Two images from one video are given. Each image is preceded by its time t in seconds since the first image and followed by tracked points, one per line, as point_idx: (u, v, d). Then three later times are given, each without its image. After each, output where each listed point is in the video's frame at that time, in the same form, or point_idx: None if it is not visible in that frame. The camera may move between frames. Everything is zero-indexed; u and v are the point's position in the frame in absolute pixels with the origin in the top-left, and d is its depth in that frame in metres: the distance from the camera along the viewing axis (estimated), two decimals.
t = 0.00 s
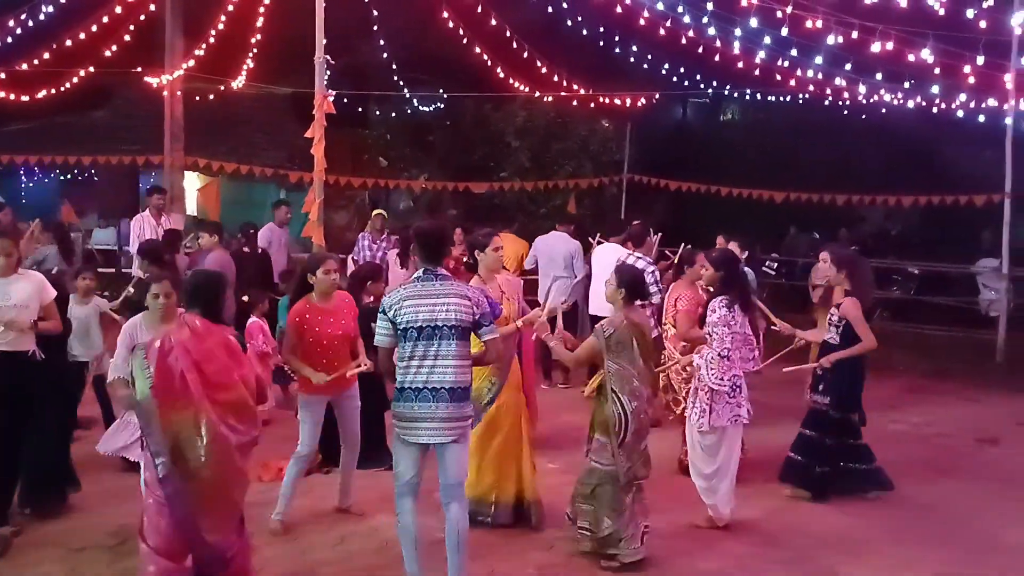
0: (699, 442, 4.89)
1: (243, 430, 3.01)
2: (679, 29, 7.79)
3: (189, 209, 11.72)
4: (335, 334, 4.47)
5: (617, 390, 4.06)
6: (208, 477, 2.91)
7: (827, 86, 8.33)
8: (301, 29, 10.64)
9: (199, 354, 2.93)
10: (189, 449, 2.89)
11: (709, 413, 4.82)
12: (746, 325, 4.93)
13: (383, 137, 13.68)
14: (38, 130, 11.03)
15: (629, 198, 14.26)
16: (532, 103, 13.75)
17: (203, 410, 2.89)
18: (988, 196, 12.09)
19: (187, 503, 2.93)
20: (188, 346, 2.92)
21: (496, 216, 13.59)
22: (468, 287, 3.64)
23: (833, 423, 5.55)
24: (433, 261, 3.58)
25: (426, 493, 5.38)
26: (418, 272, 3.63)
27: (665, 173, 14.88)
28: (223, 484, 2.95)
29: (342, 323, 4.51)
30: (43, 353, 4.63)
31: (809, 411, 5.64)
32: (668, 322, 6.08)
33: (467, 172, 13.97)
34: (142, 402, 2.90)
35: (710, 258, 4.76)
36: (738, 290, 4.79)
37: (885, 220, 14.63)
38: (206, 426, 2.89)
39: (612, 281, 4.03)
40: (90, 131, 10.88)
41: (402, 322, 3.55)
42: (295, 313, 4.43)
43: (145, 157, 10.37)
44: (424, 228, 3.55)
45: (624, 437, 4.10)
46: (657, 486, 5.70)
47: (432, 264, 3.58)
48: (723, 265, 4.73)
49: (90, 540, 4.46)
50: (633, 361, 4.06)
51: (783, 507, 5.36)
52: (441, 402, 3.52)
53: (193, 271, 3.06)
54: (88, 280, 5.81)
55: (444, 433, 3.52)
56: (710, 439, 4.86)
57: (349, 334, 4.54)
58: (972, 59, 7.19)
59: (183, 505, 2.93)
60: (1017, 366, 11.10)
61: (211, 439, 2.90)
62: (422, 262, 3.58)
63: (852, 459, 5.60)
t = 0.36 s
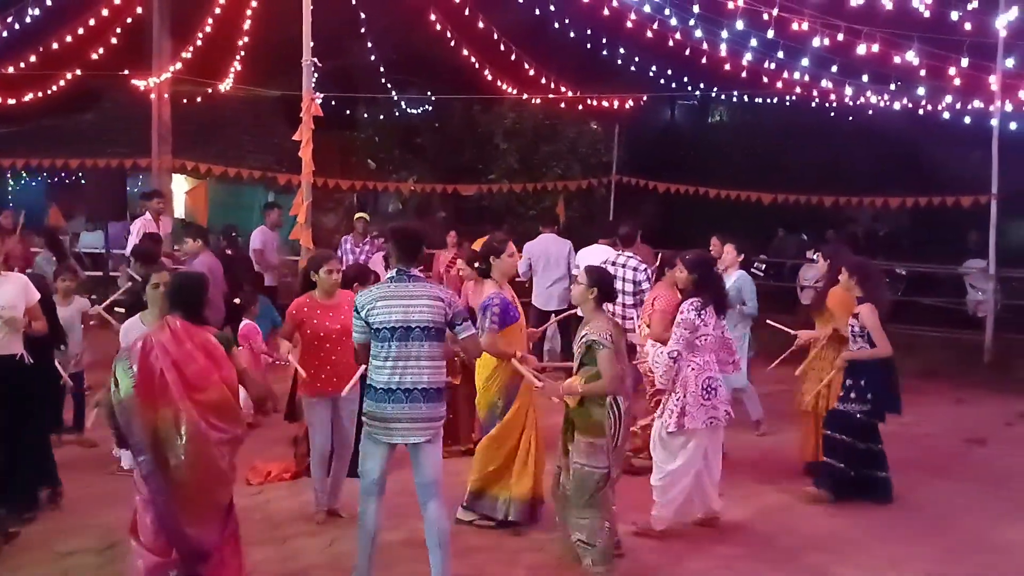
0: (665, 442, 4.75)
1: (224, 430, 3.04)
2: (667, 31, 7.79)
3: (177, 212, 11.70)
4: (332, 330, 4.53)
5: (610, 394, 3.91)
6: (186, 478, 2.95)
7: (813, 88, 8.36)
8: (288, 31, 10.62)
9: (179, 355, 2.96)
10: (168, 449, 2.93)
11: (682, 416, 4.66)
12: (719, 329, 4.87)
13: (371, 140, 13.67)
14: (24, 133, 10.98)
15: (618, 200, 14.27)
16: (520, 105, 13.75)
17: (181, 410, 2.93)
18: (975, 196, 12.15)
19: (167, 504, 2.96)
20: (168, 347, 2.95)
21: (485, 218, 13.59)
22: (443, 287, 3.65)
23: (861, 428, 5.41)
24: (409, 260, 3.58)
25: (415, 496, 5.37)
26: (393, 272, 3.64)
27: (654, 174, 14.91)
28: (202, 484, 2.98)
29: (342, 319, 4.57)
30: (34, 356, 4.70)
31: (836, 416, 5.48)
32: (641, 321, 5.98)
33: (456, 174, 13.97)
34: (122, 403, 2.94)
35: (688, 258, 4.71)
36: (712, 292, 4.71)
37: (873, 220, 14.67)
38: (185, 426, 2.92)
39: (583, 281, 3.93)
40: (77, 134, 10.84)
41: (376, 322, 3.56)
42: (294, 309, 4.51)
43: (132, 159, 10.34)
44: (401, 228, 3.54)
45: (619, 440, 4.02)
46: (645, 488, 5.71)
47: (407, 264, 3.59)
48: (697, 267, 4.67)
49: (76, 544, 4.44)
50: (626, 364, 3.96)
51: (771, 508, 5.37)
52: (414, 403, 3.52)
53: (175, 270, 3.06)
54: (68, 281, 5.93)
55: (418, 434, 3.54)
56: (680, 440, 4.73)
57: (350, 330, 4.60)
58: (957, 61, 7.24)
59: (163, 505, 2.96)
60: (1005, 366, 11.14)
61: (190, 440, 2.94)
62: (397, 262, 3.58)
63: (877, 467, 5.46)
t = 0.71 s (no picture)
0: (632, 454, 4.63)
1: (243, 420, 3.33)
2: (662, 37, 7.79)
3: (174, 215, 11.70)
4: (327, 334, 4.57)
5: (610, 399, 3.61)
6: (211, 463, 3.21)
7: (809, 93, 8.39)
8: (285, 35, 10.64)
9: (207, 347, 3.25)
10: (196, 435, 3.19)
11: (635, 424, 4.57)
12: (681, 338, 4.71)
13: (367, 144, 13.68)
14: (23, 136, 11.00)
15: (614, 204, 14.29)
16: (516, 110, 13.73)
17: (209, 399, 3.20)
18: (969, 202, 12.17)
19: (190, 485, 3.22)
20: (198, 339, 3.24)
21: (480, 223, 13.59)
22: (404, 289, 3.82)
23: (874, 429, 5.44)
24: (374, 262, 3.70)
25: (411, 500, 5.39)
26: (356, 272, 3.72)
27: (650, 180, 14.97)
28: (223, 469, 3.25)
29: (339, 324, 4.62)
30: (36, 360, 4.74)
31: (859, 424, 5.51)
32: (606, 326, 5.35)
33: (451, 178, 13.99)
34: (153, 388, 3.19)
35: (653, 266, 4.47)
36: (676, 302, 4.50)
37: (870, 226, 14.68)
38: (212, 413, 3.20)
39: (563, 286, 3.71)
40: (76, 137, 10.88)
41: (346, 323, 3.63)
42: (290, 310, 4.57)
43: (129, 162, 10.36)
44: (368, 230, 3.65)
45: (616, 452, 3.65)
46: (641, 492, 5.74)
47: (372, 266, 3.71)
48: (663, 276, 4.43)
49: (72, 545, 4.46)
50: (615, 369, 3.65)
51: (765, 512, 5.40)
52: (387, 399, 3.71)
53: (201, 269, 3.34)
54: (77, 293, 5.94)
55: (386, 429, 3.73)
56: (641, 452, 4.62)
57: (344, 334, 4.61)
58: (952, 67, 7.26)
59: (184, 484, 3.22)
60: (1000, 373, 11.15)
61: (216, 426, 3.22)
62: (364, 263, 3.68)
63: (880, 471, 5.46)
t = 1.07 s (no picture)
0: (617, 455, 4.75)
1: (240, 416, 3.47)
2: (659, 38, 7.84)
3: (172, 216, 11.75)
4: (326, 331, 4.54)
5: (580, 402, 3.63)
6: (211, 456, 3.35)
7: (805, 94, 8.43)
8: (283, 37, 10.66)
9: (210, 344, 3.40)
10: (198, 429, 3.31)
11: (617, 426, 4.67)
12: (667, 338, 4.75)
13: (365, 145, 13.72)
14: (22, 137, 11.04)
15: (611, 205, 14.34)
16: (514, 111, 13.76)
17: (211, 394, 3.34)
18: (965, 205, 12.23)
19: (193, 478, 3.34)
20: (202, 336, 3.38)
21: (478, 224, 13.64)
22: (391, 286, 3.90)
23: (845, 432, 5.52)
24: (366, 262, 3.76)
25: (408, 501, 5.43)
26: (349, 275, 3.74)
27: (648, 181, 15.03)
28: (223, 463, 3.39)
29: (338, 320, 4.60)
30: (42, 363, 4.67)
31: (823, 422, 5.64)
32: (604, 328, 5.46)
33: (449, 179, 14.04)
34: (158, 383, 3.31)
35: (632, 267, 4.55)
36: (657, 301, 4.56)
37: (868, 228, 14.71)
38: (214, 406, 3.34)
39: (551, 287, 3.75)
40: (75, 138, 10.91)
41: (352, 325, 3.67)
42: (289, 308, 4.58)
43: (127, 163, 10.40)
44: (360, 231, 3.73)
45: (592, 453, 3.64)
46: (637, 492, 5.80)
47: (365, 267, 3.76)
48: (644, 276, 4.50)
49: (75, 545, 4.51)
50: (591, 369, 3.65)
51: (759, 512, 5.47)
52: (392, 393, 3.81)
53: (205, 271, 3.51)
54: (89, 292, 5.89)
55: (392, 424, 3.83)
56: (625, 453, 4.74)
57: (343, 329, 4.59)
58: (950, 69, 7.32)
59: (186, 478, 3.34)
60: (996, 375, 11.20)
61: (218, 419, 3.36)
62: (357, 264, 3.73)
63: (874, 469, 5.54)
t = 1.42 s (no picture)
0: (629, 459, 4.67)
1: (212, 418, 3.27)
2: (664, 38, 7.86)
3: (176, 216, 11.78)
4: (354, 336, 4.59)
5: (541, 397, 3.66)
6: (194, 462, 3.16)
7: (811, 94, 8.44)
8: (288, 37, 10.67)
9: (180, 347, 3.15)
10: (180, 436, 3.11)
11: (637, 429, 4.61)
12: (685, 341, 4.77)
13: (369, 145, 13.74)
14: (28, 138, 11.07)
15: (614, 205, 14.37)
16: (518, 112, 13.78)
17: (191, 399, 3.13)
18: (969, 205, 12.23)
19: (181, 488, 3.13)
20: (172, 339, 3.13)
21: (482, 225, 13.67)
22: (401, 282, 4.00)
23: (822, 437, 5.45)
24: (383, 259, 3.84)
25: (414, 501, 5.45)
26: (370, 275, 3.81)
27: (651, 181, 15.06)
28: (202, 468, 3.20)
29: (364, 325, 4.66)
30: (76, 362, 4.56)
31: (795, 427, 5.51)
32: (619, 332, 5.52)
33: (452, 180, 14.07)
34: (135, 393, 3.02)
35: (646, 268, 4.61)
36: (670, 302, 4.64)
37: (873, 228, 14.68)
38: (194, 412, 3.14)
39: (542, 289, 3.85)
40: (81, 139, 10.95)
41: (385, 322, 3.77)
42: (319, 313, 4.55)
43: (133, 164, 10.43)
44: (377, 230, 3.81)
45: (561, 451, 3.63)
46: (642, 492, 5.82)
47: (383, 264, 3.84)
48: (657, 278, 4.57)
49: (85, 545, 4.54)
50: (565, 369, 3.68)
51: (764, 513, 5.49)
52: (415, 386, 3.94)
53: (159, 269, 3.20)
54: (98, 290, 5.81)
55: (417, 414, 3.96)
56: (642, 457, 4.66)
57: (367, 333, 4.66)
58: (957, 68, 7.32)
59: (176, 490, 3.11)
60: (1000, 376, 11.20)
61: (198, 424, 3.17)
62: (376, 262, 3.81)
63: (857, 472, 5.56)
